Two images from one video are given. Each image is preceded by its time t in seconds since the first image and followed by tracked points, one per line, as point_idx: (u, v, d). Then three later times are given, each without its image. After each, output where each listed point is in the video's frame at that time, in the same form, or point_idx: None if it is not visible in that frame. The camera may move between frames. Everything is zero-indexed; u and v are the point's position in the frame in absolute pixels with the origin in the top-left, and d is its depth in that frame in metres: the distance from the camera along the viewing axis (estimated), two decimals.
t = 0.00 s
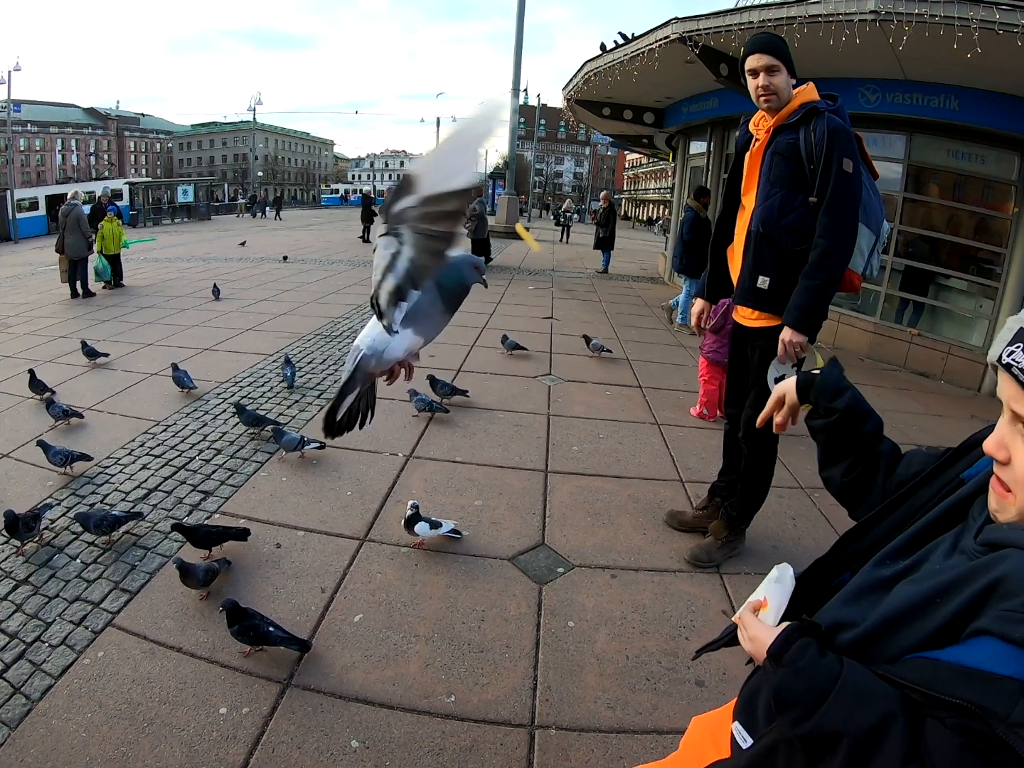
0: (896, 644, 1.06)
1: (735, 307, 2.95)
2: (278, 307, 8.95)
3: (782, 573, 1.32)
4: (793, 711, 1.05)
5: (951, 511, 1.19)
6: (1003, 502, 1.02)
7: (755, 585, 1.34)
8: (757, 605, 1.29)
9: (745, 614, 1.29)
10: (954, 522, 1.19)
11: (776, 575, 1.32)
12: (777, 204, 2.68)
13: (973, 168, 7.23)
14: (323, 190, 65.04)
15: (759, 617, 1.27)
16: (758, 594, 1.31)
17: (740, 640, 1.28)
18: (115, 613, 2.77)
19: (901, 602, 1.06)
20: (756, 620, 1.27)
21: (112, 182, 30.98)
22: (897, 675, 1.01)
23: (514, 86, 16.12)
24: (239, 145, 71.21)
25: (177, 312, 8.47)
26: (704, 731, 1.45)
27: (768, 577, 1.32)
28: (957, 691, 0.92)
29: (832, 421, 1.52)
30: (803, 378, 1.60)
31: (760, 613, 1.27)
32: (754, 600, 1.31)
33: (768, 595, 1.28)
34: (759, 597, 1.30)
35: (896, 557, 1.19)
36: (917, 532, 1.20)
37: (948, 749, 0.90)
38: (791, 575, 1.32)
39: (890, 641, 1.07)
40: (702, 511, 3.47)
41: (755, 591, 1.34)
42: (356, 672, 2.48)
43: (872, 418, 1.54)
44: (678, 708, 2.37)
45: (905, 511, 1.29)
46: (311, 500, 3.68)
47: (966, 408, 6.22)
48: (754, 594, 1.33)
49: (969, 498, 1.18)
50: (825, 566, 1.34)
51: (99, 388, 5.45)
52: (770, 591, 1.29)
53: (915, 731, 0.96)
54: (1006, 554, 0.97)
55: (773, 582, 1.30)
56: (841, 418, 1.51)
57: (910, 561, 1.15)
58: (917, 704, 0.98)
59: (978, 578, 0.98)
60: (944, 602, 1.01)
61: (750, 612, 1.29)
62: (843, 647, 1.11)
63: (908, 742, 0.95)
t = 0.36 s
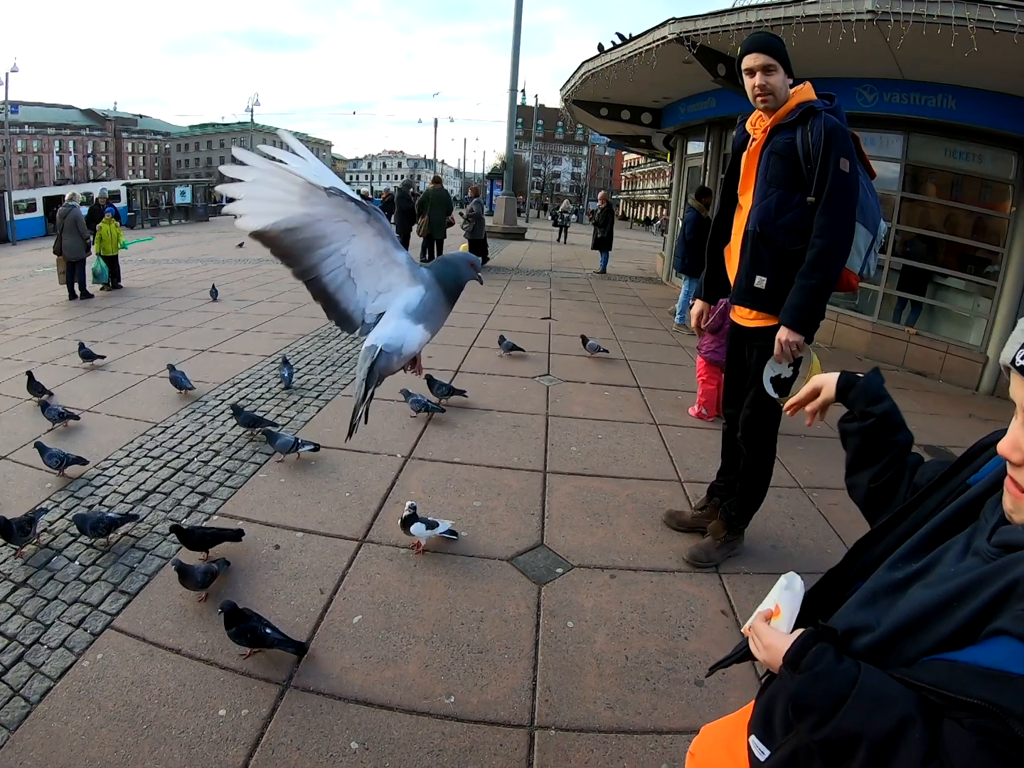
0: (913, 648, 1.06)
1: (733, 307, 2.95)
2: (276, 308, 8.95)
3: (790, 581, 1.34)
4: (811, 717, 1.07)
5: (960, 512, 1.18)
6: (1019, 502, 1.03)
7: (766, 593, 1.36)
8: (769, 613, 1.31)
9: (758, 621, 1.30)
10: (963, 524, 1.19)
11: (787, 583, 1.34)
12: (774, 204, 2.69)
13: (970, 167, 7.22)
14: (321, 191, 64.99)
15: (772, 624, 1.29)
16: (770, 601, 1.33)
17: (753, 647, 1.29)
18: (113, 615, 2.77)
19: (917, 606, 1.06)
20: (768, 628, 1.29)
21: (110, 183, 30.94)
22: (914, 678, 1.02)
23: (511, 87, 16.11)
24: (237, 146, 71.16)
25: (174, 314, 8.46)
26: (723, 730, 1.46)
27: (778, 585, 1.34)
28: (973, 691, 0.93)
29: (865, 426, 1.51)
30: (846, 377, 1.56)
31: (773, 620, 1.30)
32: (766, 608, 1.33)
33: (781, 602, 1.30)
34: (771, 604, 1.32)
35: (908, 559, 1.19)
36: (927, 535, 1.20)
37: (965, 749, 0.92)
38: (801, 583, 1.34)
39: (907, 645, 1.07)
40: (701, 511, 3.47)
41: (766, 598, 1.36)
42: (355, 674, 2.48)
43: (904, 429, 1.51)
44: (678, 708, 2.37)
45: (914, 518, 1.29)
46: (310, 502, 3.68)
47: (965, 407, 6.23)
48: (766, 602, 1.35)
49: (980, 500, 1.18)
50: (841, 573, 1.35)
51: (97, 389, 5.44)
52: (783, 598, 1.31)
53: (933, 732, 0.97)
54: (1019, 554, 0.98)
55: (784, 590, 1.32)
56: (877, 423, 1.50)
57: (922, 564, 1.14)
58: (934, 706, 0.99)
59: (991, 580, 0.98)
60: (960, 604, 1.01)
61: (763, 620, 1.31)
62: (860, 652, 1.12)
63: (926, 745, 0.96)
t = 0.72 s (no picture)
0: (941, 649, 1.09)
1: (729, 306, 2.96)
2: (271, 309, 8.92)
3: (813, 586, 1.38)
4: (843, 721, 1.09)
5: (981, 510, 1.19)
6: None
7: (791, 598, 1.40)
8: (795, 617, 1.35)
9: (785, 626, 1.33)
10: (983, 524, 1.20)
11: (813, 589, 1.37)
12: (768, 203, 2.70)
13: (965, 165, 7.24)
14: (317, 192, 64.90)
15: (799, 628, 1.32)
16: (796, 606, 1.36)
17: (781, 652, 1.32)
18: (111, 618, 2.76)
19: (945, 607, 1.09)
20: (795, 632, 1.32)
21: (105, 185, 30.87)
22: (944, 678, 1.06)
23: (506, 87, 16.09)
24: (233, 147, 71.04)
25: (169, 316, 8.43)
26: (747, 738, 1.46)
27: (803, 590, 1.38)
28: (1003, 691, 0.98)
29: (916, 419, 1.51)
30: (907, 366, 1.55)
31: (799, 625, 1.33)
32: (792, 613, 1.37)
33: (807, 607, 1.33)
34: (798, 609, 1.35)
35: (931, 558, 1.20)
36: (949, 533, 1.21)
37: (996, 747, 0.96)
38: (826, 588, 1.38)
39: (937, 646, 1.10)
40: (698, 510, 3.47)
41: (791, 603, 1.39)
42: (354, 674, 2.48)
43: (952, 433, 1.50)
44: (677, 707, 2.38)
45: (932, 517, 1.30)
46: (308, 503, 3.67)
47: (961, 405, 6.24)
48: (792, 607, 1.38)
49: (999, 498, 1.18)
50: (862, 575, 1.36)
51: (92, 392, 5.42)
52: (809, 603, 1.34)
53: (965, 735, 1.01)
54: None
55: (809, 595, 1.36)
56: (926, 419, 1.50)
57: (944, 563, 1.16)
58: (965, 706, 1.04)
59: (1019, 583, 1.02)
60: (988, 605, 1.04)
61: (789, 625, 1.34)
62: (887, 653, 1.14)
63: (957, 745, 1.00)
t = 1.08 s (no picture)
0: (960, 648, 1.08)
1: (725, 305, 2.96)
2: (269, 310, 8.92)
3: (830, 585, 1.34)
4: (865, 722, 1.07)
5: (996, 509, 1.18)
6: None
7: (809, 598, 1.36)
8: (814, 618, 1.31)
9: (803, 628, 1.30)
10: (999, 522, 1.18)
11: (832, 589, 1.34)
12: (765, 203, 2.70)
13: (962, 164, 7.25)
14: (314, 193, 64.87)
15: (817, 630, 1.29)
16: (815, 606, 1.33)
17: (800, 655, 1.29)
18: (111, 619, 2.76)
19: (963, 606, 1.08)
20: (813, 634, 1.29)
21: (102, 186, 30.84)
22: (965, 678, 1.04)
23: (504, 88, 16.11)
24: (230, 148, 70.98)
25: (167, 317, 8.43)
26: (759, 744, 1.44)
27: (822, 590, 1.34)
28: None
29: (941, 419, 1.50)
30: (942, 362, 1.54)
31: (818, 626, 1.29)
32: (811, 612, 1.33)
33: (825, 608, 1.30)
34: (817, 610, 1.31)
35: (948, 556, 1.19)
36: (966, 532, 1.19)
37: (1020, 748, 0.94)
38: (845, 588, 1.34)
39: (956, 645, 1.09)
40: (696, 509, 3.47)
41: (809, 602, 1.36)
42: (354, 675, 2.48)
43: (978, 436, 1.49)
44: (676, 706, 2.38)
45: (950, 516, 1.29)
46: (307, 504, 3.67)
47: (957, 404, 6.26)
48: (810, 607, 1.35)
49: (1017, 495, 1.16)
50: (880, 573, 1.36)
51: (90, 393, 5.41)
52: (829, 604, 1.30)
53: (987, 735, 0.99)
54: None
55: (827, 594, 1.32)
56: (952, 419, 1.49)
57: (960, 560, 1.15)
58: (986, 705, 1.01)
59: None
60: (1007, 604, 1.03)
61: (807, 626, 1.31)
62: (908, 653, 1.13)
63: (980, 745, 0.98)
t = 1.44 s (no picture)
0: (976, 651, 1.08)
1: (722, 305, 2.97)
2: (267, 311, 8.91)
3: (846, 589, 1.31)
4: (884, 728, 1.07)
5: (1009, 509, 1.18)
6: None
7: (824, 602, 1.33)
8: (829, 622, 1.28)
9: (818, 633, 1.27)
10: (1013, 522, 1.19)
11: (850, 594, 1.30)
12: (762, 202, 2.71)
13: (959, 163, 7.26)
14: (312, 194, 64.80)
15: (832, 635, 1.26)
16: (830, 611, 1.30)
17: (816, 660, 1.27)
18: (110, 621, 2.76)
19: (980, 607, 1.08)
20: (829, 639, 1.26)
21: (99, 187, 30.80)
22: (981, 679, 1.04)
23: (501, 88, 16.13)
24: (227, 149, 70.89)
25: (164, 318, 8.42)
26: (773, 748, 1.43)
27: (837, 595, 1.31)
28: None
29: (963, 424, 1.50)
30: (967, 365, 1.54)
31: (833, 631, 1.26)
32: (825, 617, 1.30)
33: (842, 613, 1.26)
34: (832, 614, 1.28)
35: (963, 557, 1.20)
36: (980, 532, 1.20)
37: None
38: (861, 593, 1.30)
39: (972, 646, 1.09)
40: (694, 509, 3.48)
41: (825, 607, 1.33)
42: (354, 675, 2.48)
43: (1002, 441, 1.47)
44: (675, 705, 2.39)
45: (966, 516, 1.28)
46: (305, 505, 3.67)
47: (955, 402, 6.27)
48: (825, 611, 1.32)
49: None
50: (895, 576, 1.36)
51: (88, 395, 5.41)
52: (845, 609, 1.27)
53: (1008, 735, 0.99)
54: None
55: (843, 599, 1.29)
56: (973, 425, 1.49)
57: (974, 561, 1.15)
58: (1005, 707, 1.01)
59: None
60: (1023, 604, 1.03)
61: (822, 632, 1.28)
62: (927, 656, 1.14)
63: (1001, 746, 0.98)
